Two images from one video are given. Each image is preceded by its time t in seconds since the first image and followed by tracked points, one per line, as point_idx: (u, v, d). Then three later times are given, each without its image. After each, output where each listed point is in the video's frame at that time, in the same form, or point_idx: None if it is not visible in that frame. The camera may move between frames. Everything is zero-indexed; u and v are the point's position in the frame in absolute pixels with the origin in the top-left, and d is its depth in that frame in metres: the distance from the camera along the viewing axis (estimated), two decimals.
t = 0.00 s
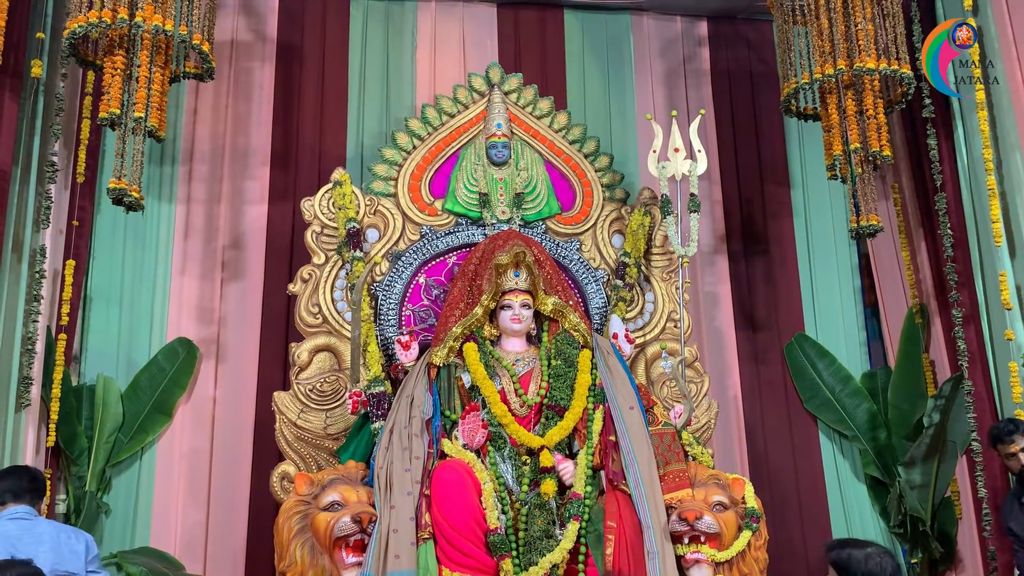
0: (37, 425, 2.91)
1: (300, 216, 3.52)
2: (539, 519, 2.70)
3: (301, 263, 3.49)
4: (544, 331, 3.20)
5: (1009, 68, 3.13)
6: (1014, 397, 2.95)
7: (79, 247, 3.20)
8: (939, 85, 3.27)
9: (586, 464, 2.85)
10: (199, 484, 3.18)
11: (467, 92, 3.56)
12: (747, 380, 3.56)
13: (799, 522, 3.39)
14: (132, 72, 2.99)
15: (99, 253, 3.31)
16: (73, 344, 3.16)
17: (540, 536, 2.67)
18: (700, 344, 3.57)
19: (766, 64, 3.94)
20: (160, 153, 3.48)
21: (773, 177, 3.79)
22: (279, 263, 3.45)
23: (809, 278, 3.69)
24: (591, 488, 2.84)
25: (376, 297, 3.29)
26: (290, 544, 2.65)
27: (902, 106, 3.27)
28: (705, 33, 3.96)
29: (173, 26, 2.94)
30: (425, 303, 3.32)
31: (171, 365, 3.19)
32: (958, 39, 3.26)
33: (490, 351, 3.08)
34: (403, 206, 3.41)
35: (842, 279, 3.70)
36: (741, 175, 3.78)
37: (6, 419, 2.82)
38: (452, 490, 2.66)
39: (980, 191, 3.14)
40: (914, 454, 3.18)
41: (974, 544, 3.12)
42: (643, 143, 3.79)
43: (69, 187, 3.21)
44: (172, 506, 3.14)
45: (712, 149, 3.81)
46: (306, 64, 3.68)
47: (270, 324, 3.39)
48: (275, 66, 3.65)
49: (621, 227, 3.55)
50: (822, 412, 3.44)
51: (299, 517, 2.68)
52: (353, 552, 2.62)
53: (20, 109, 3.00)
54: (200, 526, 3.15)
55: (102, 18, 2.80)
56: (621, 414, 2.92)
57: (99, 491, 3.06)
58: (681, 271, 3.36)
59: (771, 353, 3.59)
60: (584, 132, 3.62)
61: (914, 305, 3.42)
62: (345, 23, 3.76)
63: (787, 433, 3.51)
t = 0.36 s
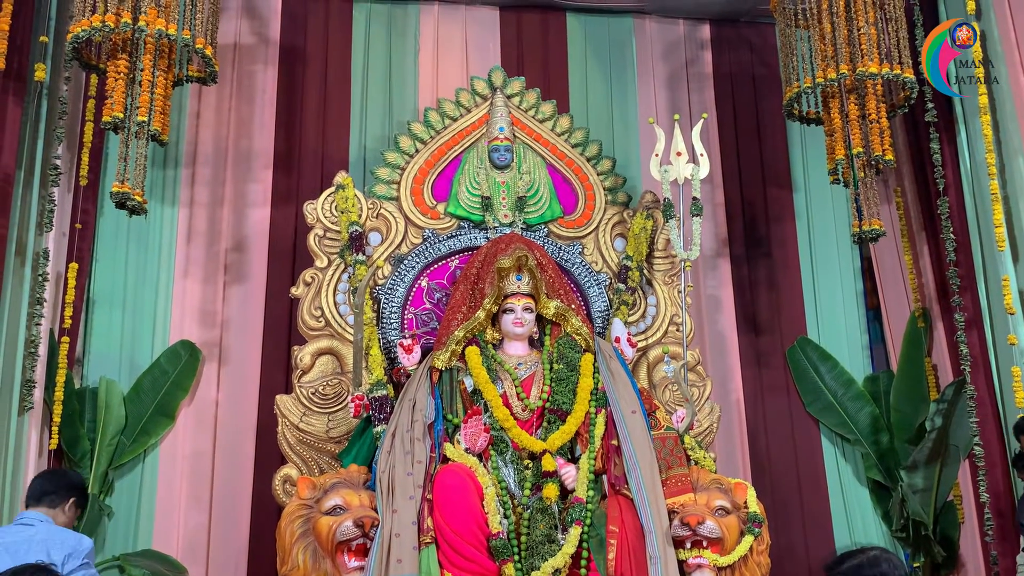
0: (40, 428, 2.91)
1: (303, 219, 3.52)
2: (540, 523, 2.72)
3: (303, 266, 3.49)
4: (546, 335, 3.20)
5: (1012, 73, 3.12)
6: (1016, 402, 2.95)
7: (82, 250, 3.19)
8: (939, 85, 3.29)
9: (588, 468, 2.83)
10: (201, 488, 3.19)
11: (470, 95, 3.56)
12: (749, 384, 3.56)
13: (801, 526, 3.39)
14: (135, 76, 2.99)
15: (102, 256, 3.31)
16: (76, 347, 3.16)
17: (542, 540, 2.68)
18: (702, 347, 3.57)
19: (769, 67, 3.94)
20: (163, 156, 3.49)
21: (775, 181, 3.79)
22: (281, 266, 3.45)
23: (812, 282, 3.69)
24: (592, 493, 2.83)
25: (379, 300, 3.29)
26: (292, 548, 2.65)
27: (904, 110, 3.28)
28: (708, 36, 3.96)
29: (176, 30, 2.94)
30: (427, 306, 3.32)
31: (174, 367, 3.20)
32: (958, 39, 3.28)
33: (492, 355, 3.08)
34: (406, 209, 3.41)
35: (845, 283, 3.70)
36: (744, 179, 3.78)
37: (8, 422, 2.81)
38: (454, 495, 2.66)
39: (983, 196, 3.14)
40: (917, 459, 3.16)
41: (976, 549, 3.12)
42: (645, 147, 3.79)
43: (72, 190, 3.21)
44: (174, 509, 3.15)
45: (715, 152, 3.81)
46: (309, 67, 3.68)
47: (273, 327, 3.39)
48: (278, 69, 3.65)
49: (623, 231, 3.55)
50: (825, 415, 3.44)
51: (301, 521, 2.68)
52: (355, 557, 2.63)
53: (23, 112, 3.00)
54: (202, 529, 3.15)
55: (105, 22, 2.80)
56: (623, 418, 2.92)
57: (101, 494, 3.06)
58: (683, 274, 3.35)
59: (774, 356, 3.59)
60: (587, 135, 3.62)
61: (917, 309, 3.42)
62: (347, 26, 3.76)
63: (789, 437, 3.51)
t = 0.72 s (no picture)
0: (40, 432, 2.91)
1: (304, 223, 3.52)
2: (540, 529, 2.73)
3: (304, 270, 3.49)
4: (547, 340, 3.20)
5: (1013, 78, 3.13)
6: (1017, 410, 2.95)
7: (83, 254, 3.20)
8: (939, 86, 3.29)
9: (589, 474, 2.84)
10: (202, 492, 3.19)
11: (471, 100, 3.57)
12: (750, 390, 3.55)
13: (802, 533, 3.39)
14: (136, 80, 2.99)
15: (103, 260, 3.31)
16: (76, 351, 3.16)
17: (543, 546, 2.69)
18: (702, 353, 3.58)
19: (770, 73, 3.95)
20: (164, 160, 3.49)
21: (776, 186, 3.79)
22: (282, 270, 3.45)
23: (812, 288, 3.69)
24: (592, 499, 2.82)
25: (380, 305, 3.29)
26: (292, 554, 2.64)
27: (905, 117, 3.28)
28: (709, 42, 3.96)
29: (178, 35, 2.94)
30: (428, 311, 3.32)
31: (174, 371, 3.20)
32: (958, 40, 3.28)
33: (493, 360, 3.08)
34: (407, 214, 3.42)
35: (846, 289, 3.69)
36: (745, 185, 3.78)
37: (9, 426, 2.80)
38: (454, 501, 2.66)
39: (984, 203, 3.14)
40: (917, 466, 3.16)
41: (976, 555, 3.11)
42: (646, 152, 3.80)
43: (73, 194, 3.22)
44: (174, 514, 3.15)
45: (716, 158, 3.81)
46: (310, 72, 3.69)
47: (273, 331, 3.39)
48: (280, 73, 3.66)
49: (624, 236, 3.55)
50: (825, 421, 3.44)
51: (301, 526, 2.67)
52: (355, 562, 2.63)
53: (25, 116, 3.00)
54: (202, 533, 3.15)
55: (108, 27, 2.81)
56: (623, 424, 2.91)
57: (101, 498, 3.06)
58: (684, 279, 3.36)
59: (775, 362, 3.59)
60: (588, 140, 3.63)
61: (918, 315, 3.42)
62: (349, 30, 3.76)
63: (789, 443, 3.51)
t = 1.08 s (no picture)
0: (38, 436, 2.89)
1: (302, 226, 3.52)
2: (539, 534, 2.71)
3: (303, 273, 3.49)
4: (545, 344, 3.21)
5: (1012, 85, 3.12)
6: (1015, 415, 2.95)
7: (82, 257, 3.21)
8: (939, 85, 3.30)
9: (587, 478, 2.84)
10: (199, 496, 3.18)
11: (470, 105, 3.57)
12: (748, 395, 3.55)
13: (801, 538, 3.38)
14: (136, 84, 2.99)
15: (101, 264, 3.31)
16: (74, 354, 3.16)
17: (541, 551, 2.68)
18: (701, 357, 3.58)
19: (769, 78, 3.95)
20: (163, 163, 3.49)
21: (774, 191, 3.79)
22: (280, 274, 3.45)
23: (811, 293, 3.69)
24: (591, 504, 2.83)
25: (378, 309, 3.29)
26: (289, 558, 2.64)
27: (904, 121, 3.28)
28: (708, 46, 3.97)
29: (178, 39, 2.94)
30: (426, 315, 3.32)
31: (172, 375, 3.20)
32: (958, 39, 3.30)
33: (491, 364, 3.08)
34: (406, 218, 3.41)
35: (844, 293, 3.69)
36: (743, 190, 3.78)
37: (6, 429, 2.78)
38: (452, 505, 2.65)
39: (982, 208, 3.15)
40: (916, 470, 3.11)
41: (975, 560, 3.13)
42: (645, 156, 3.80)
43: (72, 197, 3.22)
44: (172, 517, 3.14)
45: (715, 162, 3.81)
46: (310, 75, 3.69)
47: (272, 334, 3.38)
48: (279, 77, 3.66)
49: (623, 240, 3.55)
50: (824, 426, 3.44)
51: (299, 530, 2.67)
52: (352, 567, 2.62)
53: (24, 119, 3.00)
54: (200, 537, 3.14)
55: (107, 30, 2.80)
56: (622, 428, 2.91)
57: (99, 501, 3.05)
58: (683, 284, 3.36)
59: (773, 366, 3.59)
60: (587, 145, 3.63)
61: (916, 320, 3.42)
62: (348, 34, 3.76)
63: (788, 448, 3.51)
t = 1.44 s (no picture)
0: (36, 436, 2.89)
1: (301, 226, 3.51)
2: (538, 534, 2.71)
3: (301, 274, 3.49)
4: (544, 344, 3.20)
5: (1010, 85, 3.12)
6: (1014, 414, 2.94)
7: (80, 257, 3.21)
8: (939, 85, 3.30)
9: (586, 478, 2.83)
10: (198, 497, 3.18)
11: (469, 104, 3.57)
12: (747, 395, 3.56)
13: (799, 538, 3.39)
14: (134, 83, 2.99)
15: (99, 264, 3.31)
16: (72, 354, 3.15)
17: (539, 551, 2.68)
18: (700, 356, 3.58)
19: (768, 78, 3.95)
20: (161, 163, 3.49)
21: (773, 192, 3.79)
22: (279, 274, 3.44)
23: (810, 293, 3.69)
24: (590, 503, 2.81)
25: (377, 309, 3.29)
26: (288, 558, 2.64)
27: (903, 121, 3.28)
28: (707, 46, 3.97)
29: (176, 38, 2.94)
30: (425, 314, 3.31)
31: (170, 375, 3.19)
32: (958, 39, 3.29)
33: (490, 364, 3.08)
34: (404, 218, 3.41)
35: (843, 293, 3.70)
36: (742, 189, 3.78)
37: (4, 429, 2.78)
38: (450, 505, 2.64)
39: (981, 208, 3.14)
40: (915, 470, 3.12)
41: (974, 560, 3.13)
42: (644, 156, 3.80)
43: (70, 197, 3.21)
44: (171, 517, 3.14)
45: (713, 162, 3.81)
46: (308, 75, 3.68)
47: (270, 334, 3.38)
48: (277, 77, 3.66)
49: (622, 240, 3.55)
50: (823, 426, 3.44)
51: (297, 530, 2.67)
52: (351, 566, 2.62)
53: (22, 119, 3.00)
54: (198, 537, 3.14)
55: (104, 30, 2.80)
56: (620, 428, 2.91)
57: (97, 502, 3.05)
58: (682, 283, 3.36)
59: (772, 366, 3.58)
60: (585, 144, 3.63)
61: (915, 319, 3.41)
62: (347, 34, 3.76)
63: (786, 449, 3.50)
